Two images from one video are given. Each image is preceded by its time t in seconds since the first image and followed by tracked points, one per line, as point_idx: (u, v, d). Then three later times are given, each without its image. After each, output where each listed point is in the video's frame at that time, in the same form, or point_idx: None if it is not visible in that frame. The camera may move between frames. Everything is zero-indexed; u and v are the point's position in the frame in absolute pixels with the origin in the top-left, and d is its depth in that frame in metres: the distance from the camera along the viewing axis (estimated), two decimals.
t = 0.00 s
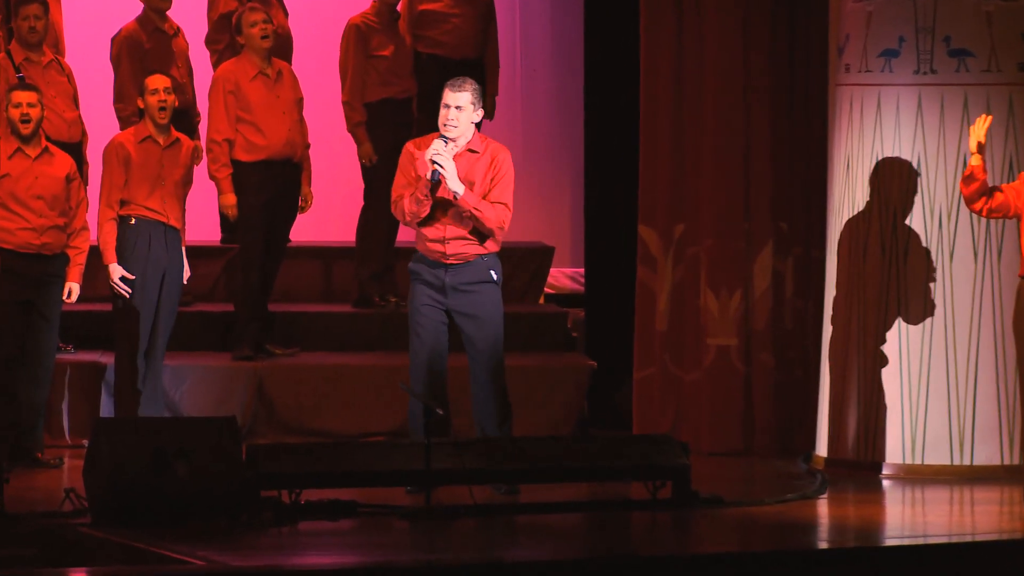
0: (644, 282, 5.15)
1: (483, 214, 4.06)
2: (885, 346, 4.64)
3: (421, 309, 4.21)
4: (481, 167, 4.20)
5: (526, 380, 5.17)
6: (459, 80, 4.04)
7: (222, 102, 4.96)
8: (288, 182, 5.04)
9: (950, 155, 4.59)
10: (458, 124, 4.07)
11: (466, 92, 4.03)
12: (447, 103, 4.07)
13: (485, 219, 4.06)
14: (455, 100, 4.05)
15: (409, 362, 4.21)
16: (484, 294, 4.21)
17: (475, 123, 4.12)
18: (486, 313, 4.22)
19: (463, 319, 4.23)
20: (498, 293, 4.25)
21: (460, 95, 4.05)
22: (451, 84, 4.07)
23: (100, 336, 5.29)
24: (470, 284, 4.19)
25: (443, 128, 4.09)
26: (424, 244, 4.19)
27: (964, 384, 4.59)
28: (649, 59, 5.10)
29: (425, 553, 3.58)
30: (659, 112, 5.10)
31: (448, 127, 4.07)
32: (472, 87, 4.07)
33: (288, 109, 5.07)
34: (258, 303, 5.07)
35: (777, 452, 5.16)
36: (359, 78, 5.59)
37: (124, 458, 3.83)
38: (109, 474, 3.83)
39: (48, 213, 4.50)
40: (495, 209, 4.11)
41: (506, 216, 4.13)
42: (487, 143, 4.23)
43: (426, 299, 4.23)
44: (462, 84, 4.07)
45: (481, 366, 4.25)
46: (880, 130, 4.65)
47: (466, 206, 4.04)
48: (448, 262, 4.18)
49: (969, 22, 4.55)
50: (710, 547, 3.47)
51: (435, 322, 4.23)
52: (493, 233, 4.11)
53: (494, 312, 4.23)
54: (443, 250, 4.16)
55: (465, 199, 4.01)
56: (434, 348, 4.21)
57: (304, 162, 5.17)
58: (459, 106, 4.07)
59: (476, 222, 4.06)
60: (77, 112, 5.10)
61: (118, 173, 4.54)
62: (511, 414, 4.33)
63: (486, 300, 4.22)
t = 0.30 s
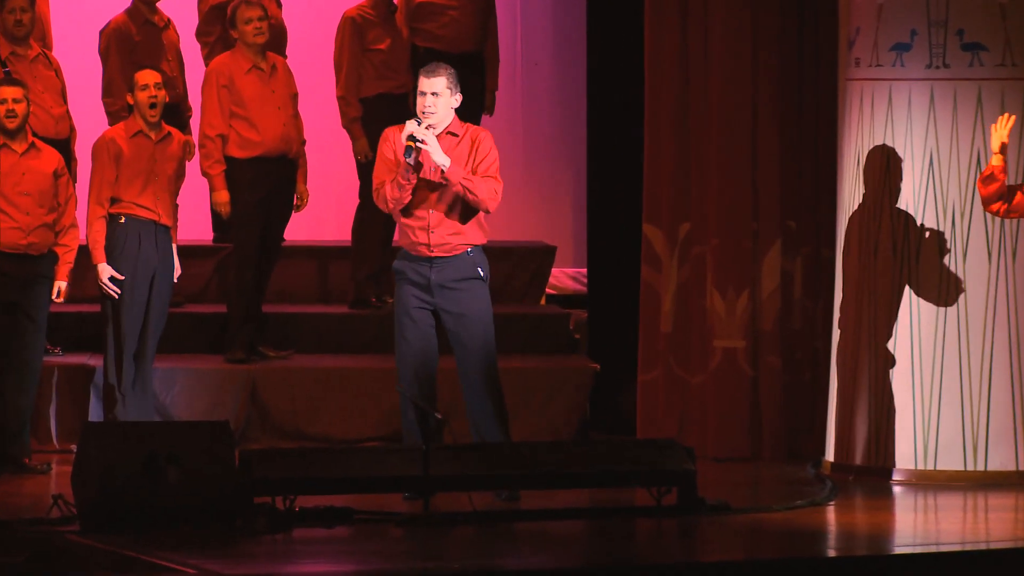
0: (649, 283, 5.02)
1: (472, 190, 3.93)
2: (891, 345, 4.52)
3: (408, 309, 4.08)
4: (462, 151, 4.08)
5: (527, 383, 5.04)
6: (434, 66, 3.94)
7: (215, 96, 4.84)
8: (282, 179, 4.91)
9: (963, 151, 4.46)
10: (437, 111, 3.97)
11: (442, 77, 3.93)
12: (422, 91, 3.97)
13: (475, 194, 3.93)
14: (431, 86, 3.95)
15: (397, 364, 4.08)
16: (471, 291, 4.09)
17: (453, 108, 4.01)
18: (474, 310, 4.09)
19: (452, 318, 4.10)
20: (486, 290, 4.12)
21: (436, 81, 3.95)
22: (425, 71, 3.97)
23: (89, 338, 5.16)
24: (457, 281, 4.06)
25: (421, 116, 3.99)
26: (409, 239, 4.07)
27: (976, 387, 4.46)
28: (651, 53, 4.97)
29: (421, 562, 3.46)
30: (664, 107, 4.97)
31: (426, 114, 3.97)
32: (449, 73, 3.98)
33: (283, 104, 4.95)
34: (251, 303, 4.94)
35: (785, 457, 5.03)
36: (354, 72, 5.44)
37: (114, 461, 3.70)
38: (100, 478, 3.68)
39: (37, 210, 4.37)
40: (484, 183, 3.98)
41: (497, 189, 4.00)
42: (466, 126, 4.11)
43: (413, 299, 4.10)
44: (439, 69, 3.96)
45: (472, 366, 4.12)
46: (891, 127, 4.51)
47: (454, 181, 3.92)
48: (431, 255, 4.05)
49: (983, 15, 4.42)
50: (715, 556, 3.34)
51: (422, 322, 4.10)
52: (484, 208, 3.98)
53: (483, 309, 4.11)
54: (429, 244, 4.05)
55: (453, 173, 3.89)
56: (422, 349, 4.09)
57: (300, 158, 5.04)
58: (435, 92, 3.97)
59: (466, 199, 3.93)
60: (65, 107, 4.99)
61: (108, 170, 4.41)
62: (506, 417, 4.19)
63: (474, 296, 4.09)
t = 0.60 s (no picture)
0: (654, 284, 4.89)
1: (473, 179, 3.79)
2: (905, 349, 4.38)
3: (408, 312, 3.93)
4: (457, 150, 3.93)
5: (531, 387, 4.92)
6: (412, 64, 3.73)
7: (209, 89, 4.69)
8: (276, 176, 4.79)
9: (979, 148, 4.32)
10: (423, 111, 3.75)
11: (422, 73, 3.73)
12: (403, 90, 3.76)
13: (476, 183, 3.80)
14: (411, 84, 3.74)
15: (396, 368, 3.92)
16: (474, 294, 3.95)
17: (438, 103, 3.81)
18: (476, 313, 3.96)
19: (452, 321, 3.96)
20: (488, 292, 3.99)
21: (416, 78, 3.74)
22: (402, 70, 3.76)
23: (79, 341, 5.04)
24: (459, 283, 3.92)
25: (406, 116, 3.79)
26: (409, 243, 3.93)
27: (993, 391, 4.32)
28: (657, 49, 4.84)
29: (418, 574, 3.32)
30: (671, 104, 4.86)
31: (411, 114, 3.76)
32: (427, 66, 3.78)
33: (279, 101, 4.82)
34: (245, 304, 4.81)
35: (796, 464, 4.90)
36: (352, 66, 5.32)
37: (103, 467, 3.53)
38: (88, 485, 3.52)
39: (24, 209, 4.24)
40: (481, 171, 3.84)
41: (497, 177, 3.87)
42: (459, 124, 3.98)
43: (413, 301, 3.95)
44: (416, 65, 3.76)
45: (473, 371, 3.98)
46: (905, 123, 4.38)
47: (455, 170, 3.79)
48: (433, 258, 3.91)
49: (1000, 8, 4.28)
50: (725, 567, 3.20)
51: (422, 324, 3.95)
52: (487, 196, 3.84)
53: (485, 312, 3.97)
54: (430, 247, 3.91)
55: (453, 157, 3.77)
56: (423, 353, 3.94)
57: (295, 155, 4.91)
58: (417, 90, 3.76)
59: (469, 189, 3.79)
60: (54, 103, 4.89)
61: (98, 168, 4.26)
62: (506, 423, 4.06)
63: (476, 299, 3.96)
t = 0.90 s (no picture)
0: (662, 286, 4.76)
1: (488, 172, 3.67)
2: (927, 358, 4.24)
3: (420, 318, 3.83)
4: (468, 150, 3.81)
5: (535, 392, 4.79)
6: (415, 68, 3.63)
7: (203, 87, 4.56)
8: (272, 175, 4.67)
9: (996, 145, 4.21)
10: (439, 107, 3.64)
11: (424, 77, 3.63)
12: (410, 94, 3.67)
13: (491, 177, 3.67)
14: (415, 89, 3.64)
15: (404, 373, 3.83)
16: (489, 300, 3.82)
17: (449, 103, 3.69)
18: (491, 320, 3.83)
19: (466, 327, 3.84)
20: (504, 299, 3.86)
21: (420, 83, 3.64)
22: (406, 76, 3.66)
23: (70, 345, 4.93)
24: (473, 290, 3.80)
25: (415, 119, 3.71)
26: (422, 249, 3.80)
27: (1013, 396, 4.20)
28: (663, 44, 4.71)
29: None
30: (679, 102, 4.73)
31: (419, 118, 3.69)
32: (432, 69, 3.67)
33: (275, 98, 4.70)
34: (240, 306, 4.69)
35: (808, 471, 4.78)
36: (350, 61, 5.18)
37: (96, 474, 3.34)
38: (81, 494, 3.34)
39: (13, 208, 4.11)
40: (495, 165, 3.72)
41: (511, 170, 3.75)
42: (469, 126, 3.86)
43: (426, 306, 3.84)
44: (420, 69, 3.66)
45: (485, 378, 3.86)
46: (921, 119, 4.24)
47: (470, 164, 3.67)
48: (448, 267, 3.79)
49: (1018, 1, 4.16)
50: None
51: (434, 330, 3.84)
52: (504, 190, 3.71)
53: (501, 319, 3.84)
54: (445, 254, 3.77)
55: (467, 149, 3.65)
56: (430, 358, 3.83)
57: (292, 153, 4.79)
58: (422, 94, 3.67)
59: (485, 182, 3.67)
60: (44, 100, 4.80)
61: (87, 166, 4.16)
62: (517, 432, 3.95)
63: (491, 306, 3.83)
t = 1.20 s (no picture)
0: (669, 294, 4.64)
1: (517, 173, 3.56)
2: (955, 364, 4.10)
3: (435, 324, 3.69)
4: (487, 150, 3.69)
5: (538, 403, 4.67)
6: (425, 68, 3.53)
7: (195, 88, 4.43)
8: (266, 180, 4.55)
9: (1013, 149, 4.08)
10: (458, 104, 3.55)
11: (436, 76, 3.52)
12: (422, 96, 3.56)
13: (521, 178, 3.57)
14: (428, 90, 3.53)
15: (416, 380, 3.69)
16: (507, 307, 3.70)
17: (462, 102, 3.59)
18: (509, 328, 3.70)
19: (483, 335, 3.71)
20: (523, 306, 3.73)
21: (431, 83, 3.53)
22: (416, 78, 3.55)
23: (58, 355, 4.82)
24: (492, 296, 3.68)
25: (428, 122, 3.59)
26: (439, 253, 3.67)
27: None
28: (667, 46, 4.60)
29: None
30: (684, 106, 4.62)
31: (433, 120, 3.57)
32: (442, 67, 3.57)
33: (269, 101, 4.59)
34: (233, 313, 4.58)
35: (819, 485, 4.65)
36: (347, 63, 5.07)
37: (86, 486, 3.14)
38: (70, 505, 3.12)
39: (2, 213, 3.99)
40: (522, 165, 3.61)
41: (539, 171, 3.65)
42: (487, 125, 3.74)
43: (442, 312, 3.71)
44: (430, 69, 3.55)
45: (499, 389, 3.73)
46: (936, 123, 4.11)
47: (499, 164, 3.55)
48: (465, 271, 3.66)
49: None
50: None
51: (449, 338, 3.71)
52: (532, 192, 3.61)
53: (519, 327, 3.72)
54: (463, 259, 3.65)
55: (497, 151, 3.54)
56: (444, 367, 3.71)
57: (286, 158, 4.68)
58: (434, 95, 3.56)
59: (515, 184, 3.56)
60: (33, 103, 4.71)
61: (76, 171, 4.03)
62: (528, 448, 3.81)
63: (509, 313, 3.70)
